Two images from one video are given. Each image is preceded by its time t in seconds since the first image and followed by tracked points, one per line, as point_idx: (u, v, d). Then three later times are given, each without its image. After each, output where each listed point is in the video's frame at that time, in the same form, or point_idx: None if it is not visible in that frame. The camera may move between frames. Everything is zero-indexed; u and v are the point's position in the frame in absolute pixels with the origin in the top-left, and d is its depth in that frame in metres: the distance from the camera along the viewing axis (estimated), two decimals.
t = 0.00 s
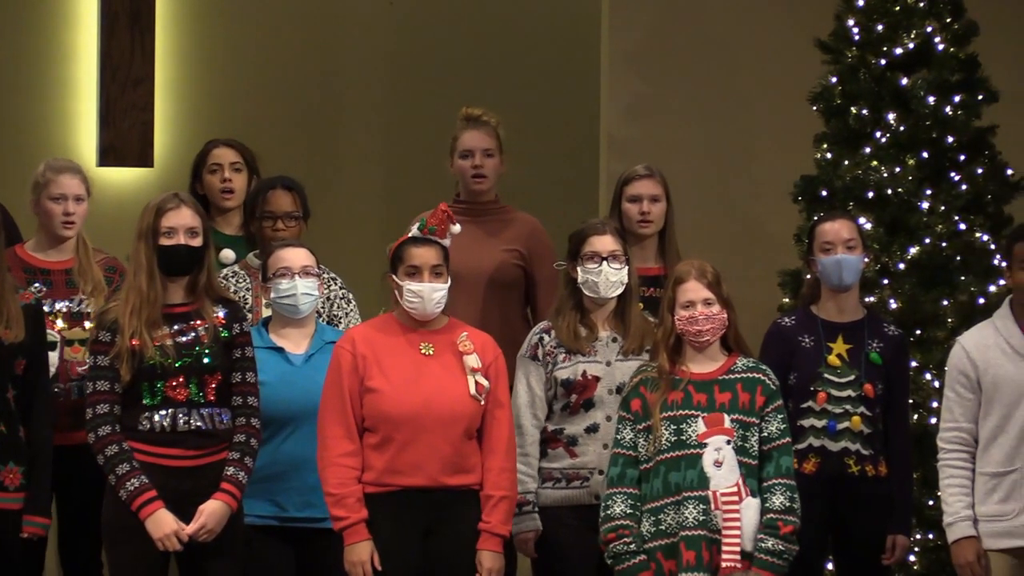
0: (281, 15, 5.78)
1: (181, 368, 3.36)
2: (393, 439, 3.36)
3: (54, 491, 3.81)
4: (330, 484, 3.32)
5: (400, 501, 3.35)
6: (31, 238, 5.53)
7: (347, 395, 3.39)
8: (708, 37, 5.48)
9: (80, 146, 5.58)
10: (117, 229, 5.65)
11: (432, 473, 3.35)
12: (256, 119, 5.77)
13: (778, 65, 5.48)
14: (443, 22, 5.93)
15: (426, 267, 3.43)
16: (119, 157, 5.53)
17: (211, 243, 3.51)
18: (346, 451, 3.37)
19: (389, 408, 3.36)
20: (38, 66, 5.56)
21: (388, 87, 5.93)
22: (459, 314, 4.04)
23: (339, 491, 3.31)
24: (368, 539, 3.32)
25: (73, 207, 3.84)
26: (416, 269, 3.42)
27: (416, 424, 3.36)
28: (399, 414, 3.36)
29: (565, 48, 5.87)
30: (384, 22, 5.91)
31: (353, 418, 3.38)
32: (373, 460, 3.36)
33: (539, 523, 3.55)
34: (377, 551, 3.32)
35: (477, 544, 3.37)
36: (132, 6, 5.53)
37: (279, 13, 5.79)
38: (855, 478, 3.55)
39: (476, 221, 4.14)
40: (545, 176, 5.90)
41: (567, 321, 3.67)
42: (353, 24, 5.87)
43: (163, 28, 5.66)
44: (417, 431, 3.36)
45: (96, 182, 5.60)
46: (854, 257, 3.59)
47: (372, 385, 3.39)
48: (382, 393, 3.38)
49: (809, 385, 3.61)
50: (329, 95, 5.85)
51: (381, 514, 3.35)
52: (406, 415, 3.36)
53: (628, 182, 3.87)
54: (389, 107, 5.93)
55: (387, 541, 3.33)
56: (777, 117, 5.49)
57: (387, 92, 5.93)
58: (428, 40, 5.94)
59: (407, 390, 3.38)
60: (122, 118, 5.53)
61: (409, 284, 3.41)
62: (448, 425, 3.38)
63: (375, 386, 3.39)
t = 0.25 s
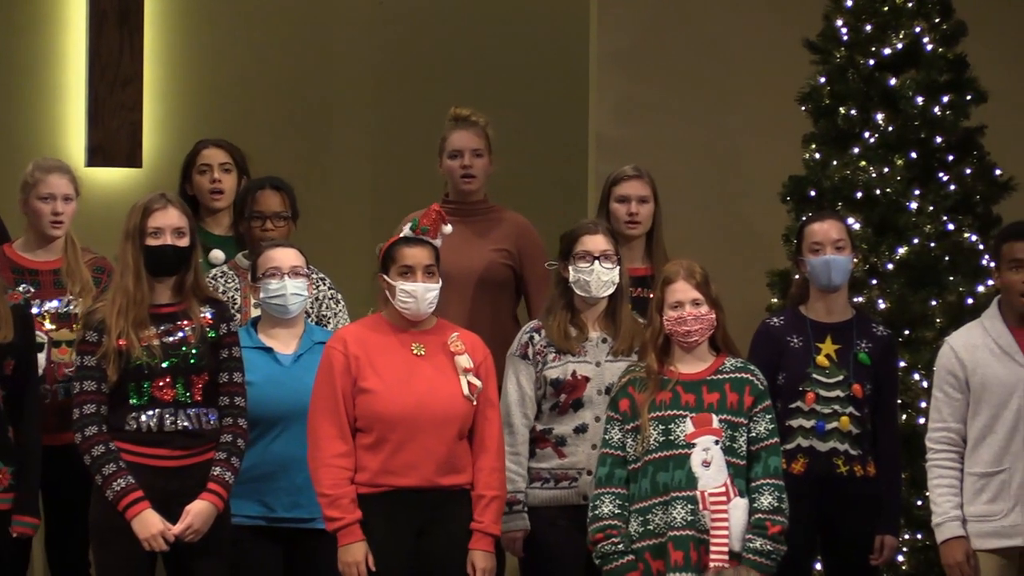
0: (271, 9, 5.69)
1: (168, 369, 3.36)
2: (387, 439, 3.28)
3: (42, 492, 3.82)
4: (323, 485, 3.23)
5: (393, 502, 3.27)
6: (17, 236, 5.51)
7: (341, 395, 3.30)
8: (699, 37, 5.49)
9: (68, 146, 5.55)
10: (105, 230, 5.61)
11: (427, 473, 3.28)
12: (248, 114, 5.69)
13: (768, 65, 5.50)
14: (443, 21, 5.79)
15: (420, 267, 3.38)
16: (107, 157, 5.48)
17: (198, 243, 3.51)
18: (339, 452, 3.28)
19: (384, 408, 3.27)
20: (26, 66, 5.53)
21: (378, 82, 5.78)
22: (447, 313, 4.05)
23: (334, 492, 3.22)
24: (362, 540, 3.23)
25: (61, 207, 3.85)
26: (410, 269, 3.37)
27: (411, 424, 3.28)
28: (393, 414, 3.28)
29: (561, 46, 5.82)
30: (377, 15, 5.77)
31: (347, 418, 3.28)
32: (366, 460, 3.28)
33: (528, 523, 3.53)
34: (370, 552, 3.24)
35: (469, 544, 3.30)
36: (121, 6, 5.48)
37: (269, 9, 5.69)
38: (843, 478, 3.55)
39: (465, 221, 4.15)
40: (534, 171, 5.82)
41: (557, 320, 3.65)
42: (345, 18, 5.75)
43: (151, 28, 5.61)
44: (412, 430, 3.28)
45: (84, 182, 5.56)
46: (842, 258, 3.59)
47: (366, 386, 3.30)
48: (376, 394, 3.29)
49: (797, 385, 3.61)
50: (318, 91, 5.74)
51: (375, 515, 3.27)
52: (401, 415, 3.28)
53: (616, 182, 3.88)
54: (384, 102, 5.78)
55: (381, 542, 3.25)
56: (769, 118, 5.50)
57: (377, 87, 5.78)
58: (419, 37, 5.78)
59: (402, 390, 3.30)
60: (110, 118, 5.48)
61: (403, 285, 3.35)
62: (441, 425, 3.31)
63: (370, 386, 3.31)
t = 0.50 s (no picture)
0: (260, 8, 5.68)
1: (154, 368, 3.36)
2: (375, 439, 3.27)
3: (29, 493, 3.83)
4: (311, 486, 3.22)
5: (381, 502, 3.27)
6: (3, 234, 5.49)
7: (328, 396, 3.29)
8: (689, 37, 5.49)
9: (54, 145, 5.54)
10: (92, 229, 5.61)
11: (415, 472, 3.27)
12: (238, 113, 5.68)
13: (758, 64, 5.49)
14: (436, 20, 5.77)
15: (405, 267, 3.37)
16: (94, 156, 5.48)
17: (184, 243, 3.51)
18: (327, 452, 3.27)
19: (372, 408, 3.27)
20: (12, 65, 5.52)
21: (367, 81, 5.76)
22: (434, 313, 4.05)
23: (323, 493, 3.21)
24: (351, 540, 3.23)
25: (46, 207, 3.84)
26: (395, 269, 3.36)
27: (399, 424, 3.27)
28: (381, 414, 3.27)
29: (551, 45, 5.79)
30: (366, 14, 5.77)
31: (335, 418, 3.27)
32: (355, 460, 3.28)
33: (514, 523, 3.53)
34: (359, 552, 3.23)
35: (458, 543, 3.30)
36: (108, 7, 5.49)
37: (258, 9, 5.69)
38: (830, 478, 3.55)
39: (451, 221, 4.15)
40: (525, 171, 5.81)
41: (543, 321, 3.64)
42: (335, 17, 5.74)
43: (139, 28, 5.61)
44: (400, 430, 3.27)
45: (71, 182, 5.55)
46: (829, 258, 3.59)
47: (354, 386, 3.30)
48: (363, 394, 3.29)
49: (784, 385, 3.61)
50: (308, 90, 5.73)
51: (363, 516, 3.26)
52: (389, 415, 3.27)
53: (602, 182, 3.88)
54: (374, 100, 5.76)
55: (370, 542, 3.24)
56: (759, 117, 5.50)
57: (366, 86, 5.76)
58: (407, 35, 5.76)
59: (389, 390, 3.29)
60: (96, 118, 5.48)
61: (389, 285, 3.35)
62: (429, 425, 3.31)
63: (357, 386, 3.30)
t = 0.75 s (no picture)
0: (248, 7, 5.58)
1: (138, 368, 3.36)
2: (356, 439, 3.28)
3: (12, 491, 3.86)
4: (292, 486, 3.22)
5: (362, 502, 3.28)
6: None
7: (309, 396, 3.29)
8: (678, 37, 5.50)
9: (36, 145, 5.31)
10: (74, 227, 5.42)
11: (396, 472, 3.28)
12: (229, 113, 5.57)
13: (747, 64, 5.49)
14: (428, 20, 5.74)
15: (386, 267, 3.38)
16: (78, 157, 5.29)
17: (169, 243, 3.51)
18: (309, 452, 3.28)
19: (353, 408, 3.27)
20: None
21: (359, 80, 5.72)
22: (418, 313, 4.06)
23: (304, 492, 3.22)
24: (332, 540, 3.23)
25: (27, 206, 3.86)
26: (375, 270, 3.37)
27: (380, 424, 3.28)
28: (362, 414, 3.27)
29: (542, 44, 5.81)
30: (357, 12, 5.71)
31: (316, 418, 3.28)
32: (336, 460, 3.28)
33: (498, 522, 3.55)
34: (341, 552, 3.24)
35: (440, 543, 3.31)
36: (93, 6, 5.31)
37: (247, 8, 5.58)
38: (814, 478, 3.55)
39: (436, 221, 4.16)
40: (515, 170, 5.81)
41: (527, 321, 3.64)
42: (326, 15, 5.68)
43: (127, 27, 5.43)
44: (382, 430, 3.28)
45: (54, 182, 5.35)
46: (814, 258, 3.59)
47: (335, 386, 3.30)
48: (344, 394, 3.29)
49: (768, 384, 3.60)
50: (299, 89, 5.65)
51: (344, 515, 3.27)
52: (370, 415, 3.28)
53: (586, 181, 3.89)
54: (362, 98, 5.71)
55: (351, 541, 3.25)
56: (748, 117, 5.50)
57: (358, 85, 5.72)
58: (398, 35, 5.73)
59: (370, 390, 3.29)
60: (82, 119, 5.29)
61: (369, 285, 3.35)
62: (411, 425, 3.31)
63: (338, 386, 3.30)
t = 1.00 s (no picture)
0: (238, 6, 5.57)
1: (127, 368, 3.36)
2: (337, 440, 3.29)
3: None
4: (274, 485, 3.25)
5: (345, 502, 3.28)
6: None
7: (291, 396, 3.31)
8: (669, 36, 5.50)
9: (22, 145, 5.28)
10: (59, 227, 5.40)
11: (377, 472, 3.28)
12: (218, 112, 5.57)
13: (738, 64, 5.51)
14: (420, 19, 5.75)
15: (369, 268, 3.38)
16: (67, 156, 5.28)
17: (156, 243, 3.51)
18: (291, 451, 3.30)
19: (333, 408, 3.28)
20: None
21: (350, 79, 5.73)
22: (405, 313, 4.06)
23: (283, 491, 3.24)
24: (313, 539, 3.24)
25: (12, 206, 3.84)
26: (358, 271, 3.37)
27: (360, 424, 3.28)
28: (343, 414, 3.28)
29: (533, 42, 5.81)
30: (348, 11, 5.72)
31: (298, 418, 3.30)
32: (318, 459, 3.29)
33: (485, 523, 3.55)
34: (321, 551, 3.25)
35: (423, 543, 3.31)
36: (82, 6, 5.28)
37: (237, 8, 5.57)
38: (801, 478, 3.55)
39: (422, 221, 4.17)
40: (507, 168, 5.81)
41: (514, 321, 3.64)
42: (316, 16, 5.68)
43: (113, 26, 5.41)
44: (362, 430, 3.28)
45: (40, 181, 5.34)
46: (801, 258, 3.59)
47: (316, 386, 3.32)
48: (326, 394, 3.30)
49: (755, 384, 3.60)
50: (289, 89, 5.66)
51: (328, 515, 3.27)
52: (350, 415, 3.28)
53: (574, 181, 3.89)
54: (354, 97, 5.72)
55: (333, 541, 3.26)
56: (738, 116, 5.52)
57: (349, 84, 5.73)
58: (390, 34, 5.74)
59: (351, 390, 3.30)
60: (69, 119, 5.28)
61: (352, 286, 3.36)
62: (394, 425, 3.31)
63: (320, 386, 3.32)
